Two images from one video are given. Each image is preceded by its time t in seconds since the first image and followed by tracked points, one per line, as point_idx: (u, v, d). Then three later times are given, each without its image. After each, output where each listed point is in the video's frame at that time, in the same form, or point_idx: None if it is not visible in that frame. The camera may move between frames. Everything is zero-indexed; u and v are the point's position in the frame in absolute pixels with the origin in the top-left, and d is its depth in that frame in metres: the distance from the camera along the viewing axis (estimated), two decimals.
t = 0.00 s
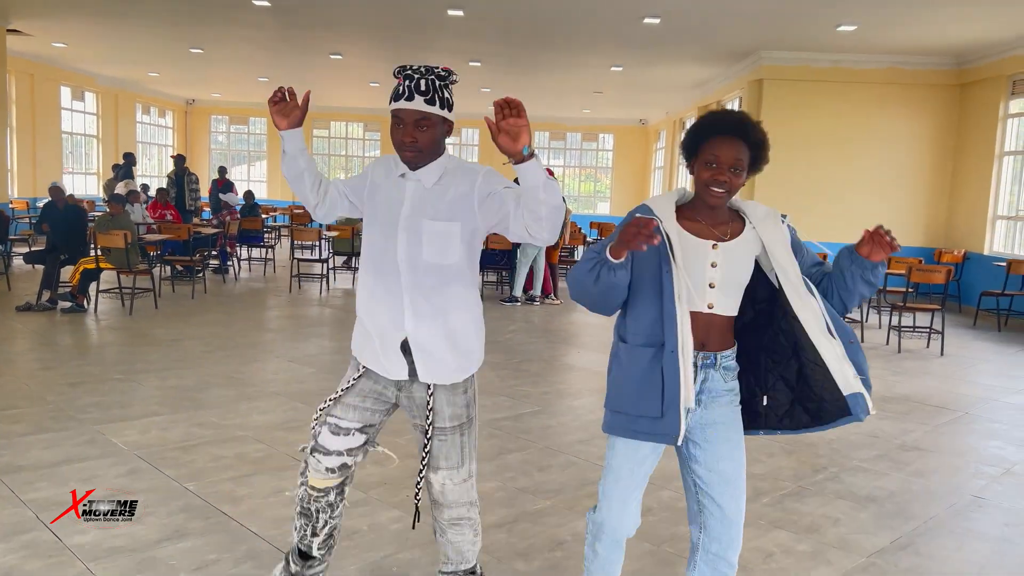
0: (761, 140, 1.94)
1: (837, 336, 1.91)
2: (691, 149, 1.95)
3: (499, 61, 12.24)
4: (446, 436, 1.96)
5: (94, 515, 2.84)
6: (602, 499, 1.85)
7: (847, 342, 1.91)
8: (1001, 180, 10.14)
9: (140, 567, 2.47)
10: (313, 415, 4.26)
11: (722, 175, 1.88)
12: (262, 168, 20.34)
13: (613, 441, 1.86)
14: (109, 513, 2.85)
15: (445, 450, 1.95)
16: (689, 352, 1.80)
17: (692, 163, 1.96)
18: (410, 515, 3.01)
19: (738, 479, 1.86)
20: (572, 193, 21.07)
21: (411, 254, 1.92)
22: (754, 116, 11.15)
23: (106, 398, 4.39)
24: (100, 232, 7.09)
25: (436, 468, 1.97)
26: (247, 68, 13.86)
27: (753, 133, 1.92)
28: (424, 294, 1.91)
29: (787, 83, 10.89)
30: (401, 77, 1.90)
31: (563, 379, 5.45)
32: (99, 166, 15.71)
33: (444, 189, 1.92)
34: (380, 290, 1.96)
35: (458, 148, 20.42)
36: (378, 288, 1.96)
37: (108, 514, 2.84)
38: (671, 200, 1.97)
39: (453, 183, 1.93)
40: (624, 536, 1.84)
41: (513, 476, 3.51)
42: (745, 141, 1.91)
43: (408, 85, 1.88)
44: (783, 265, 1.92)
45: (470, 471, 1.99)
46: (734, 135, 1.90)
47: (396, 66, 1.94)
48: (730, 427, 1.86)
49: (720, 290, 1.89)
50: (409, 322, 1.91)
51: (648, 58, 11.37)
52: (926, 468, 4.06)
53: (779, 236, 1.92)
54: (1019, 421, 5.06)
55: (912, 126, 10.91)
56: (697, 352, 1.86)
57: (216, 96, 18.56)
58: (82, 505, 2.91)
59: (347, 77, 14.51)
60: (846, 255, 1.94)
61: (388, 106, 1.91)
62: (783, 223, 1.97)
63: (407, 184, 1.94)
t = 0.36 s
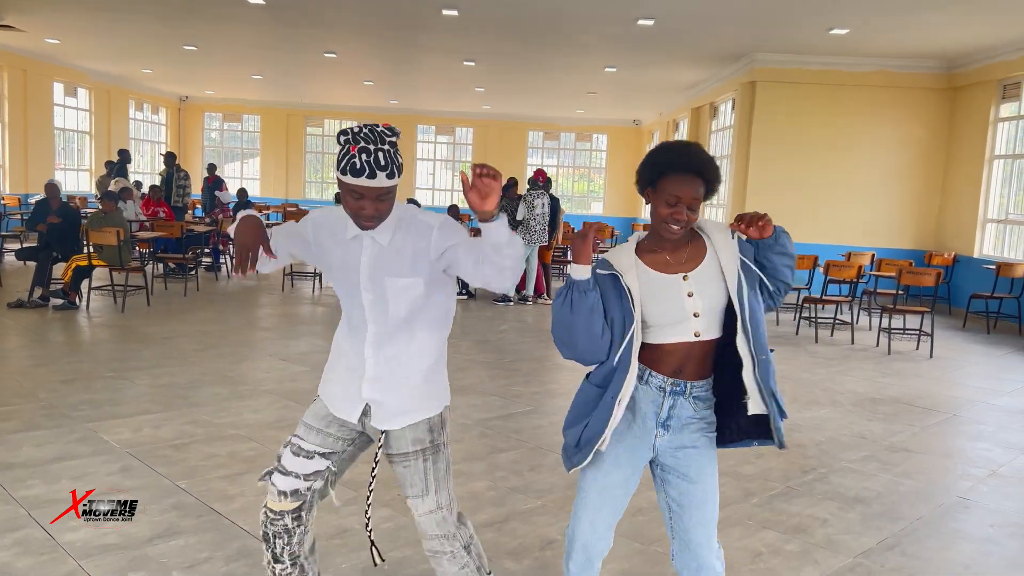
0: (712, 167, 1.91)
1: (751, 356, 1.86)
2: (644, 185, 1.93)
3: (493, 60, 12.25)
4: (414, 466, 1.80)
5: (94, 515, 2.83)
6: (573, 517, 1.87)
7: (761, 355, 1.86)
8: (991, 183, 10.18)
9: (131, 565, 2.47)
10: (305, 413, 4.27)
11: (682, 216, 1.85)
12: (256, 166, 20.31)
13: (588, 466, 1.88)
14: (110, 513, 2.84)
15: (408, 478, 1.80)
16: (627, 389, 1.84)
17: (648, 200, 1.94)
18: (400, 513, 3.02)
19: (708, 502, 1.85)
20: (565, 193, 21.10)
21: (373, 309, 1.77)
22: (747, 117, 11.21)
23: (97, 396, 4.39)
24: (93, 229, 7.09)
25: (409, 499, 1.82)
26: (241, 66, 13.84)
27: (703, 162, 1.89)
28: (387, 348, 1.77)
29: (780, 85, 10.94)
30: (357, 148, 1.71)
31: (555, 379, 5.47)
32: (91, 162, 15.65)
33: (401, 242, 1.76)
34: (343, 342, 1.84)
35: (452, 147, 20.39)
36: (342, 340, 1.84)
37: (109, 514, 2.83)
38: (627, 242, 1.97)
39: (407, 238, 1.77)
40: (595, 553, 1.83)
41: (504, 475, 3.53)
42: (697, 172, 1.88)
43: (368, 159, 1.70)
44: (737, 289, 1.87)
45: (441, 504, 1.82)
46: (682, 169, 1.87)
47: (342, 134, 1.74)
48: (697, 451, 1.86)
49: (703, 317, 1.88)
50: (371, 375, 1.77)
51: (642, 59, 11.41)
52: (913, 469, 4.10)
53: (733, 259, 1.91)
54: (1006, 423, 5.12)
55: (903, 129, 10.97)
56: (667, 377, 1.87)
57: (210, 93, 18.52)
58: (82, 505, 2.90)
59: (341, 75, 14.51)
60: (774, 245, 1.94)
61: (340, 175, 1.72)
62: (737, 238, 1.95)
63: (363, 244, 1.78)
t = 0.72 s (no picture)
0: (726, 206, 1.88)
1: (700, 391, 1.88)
2: (660, 212, 1.86)
3: (490, 61, 12.26)
4: (444, 478, 1.90)
5: (94, 515, 2.82)
6: (579, 538, 1.87)
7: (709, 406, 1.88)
8: (984, 187, 10.22)
9: (125, 563, 2.48)
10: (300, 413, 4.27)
11: (693, 256, 1.84)
12: (251, 164, 20.28)
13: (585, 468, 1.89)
14: (109, 512, 2.83)
15: (452, 489, 1.89)
16: (638, 387, 1.84)
17: (656, 224, 1.88)
18: (395, 514, 3.03)
19: (715, 491, 1.86)
20: (561, 194, 21.10)
21: (387, 365, 1.86)
22: (742, 120, 11.25)
23: (91, 394, 4.39)
24: (87, 227, 7.07)
25: (442, 511, 1.88)
26: (237, 64, 13.81)
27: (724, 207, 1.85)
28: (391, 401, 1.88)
29: (776, 88, 10.98)
30: (367, 215, 1.78)
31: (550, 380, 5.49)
32: (86, 159, 15.61)
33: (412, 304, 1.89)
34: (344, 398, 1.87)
35: (449, 146, 20.36)
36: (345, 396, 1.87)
37: (108, 514, 2.83)
38: (620, 244, 1.95)
39: (416, 299, 1.90)
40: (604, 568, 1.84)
41: (498, 476, 3.54)
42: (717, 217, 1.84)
43: (378, 227, 1.77)
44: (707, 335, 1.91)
45: (461, 514, 1.88)
46: (706, 212, 1.81)
47: (354, 202, 1.82)
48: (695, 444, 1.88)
49: (664, 340, 1.89)
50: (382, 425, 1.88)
51: (638, 60, 11.43)
52: (905, 472, 4.13)
53: (711, 303, 1.95)
54: (997, 426, 5.15)
55: (898, 133, 11.02)
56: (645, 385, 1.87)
57: (205, 91, 18.48)
58: (82, 505, 2.89)
59: (337, 75, 14.49)
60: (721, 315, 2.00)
61: (353, 242, 1.79)
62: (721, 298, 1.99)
63: (377, 308, 1.84)
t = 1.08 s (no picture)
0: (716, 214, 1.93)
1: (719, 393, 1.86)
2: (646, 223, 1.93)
3: (490, 62, 12.27)
4: (445, 483, 1.93)
5: (94, 515, 2.83)
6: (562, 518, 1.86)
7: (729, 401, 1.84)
8: (983, 189, 10.24)
9: (124, 563, 2.48)
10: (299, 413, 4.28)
11: (673, 257, 1.86)
12: (251, 164, 20.27)
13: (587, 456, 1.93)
14: (109, 513, 2.84)
15: (451, 494, 1.92)
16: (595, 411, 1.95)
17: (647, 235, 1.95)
18: (393, 514, 3.04)
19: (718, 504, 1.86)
20: (560, 195, 21.10)
21: (374, 361, 1.94)
22: (741, 122, 11.27)
23: (91, 394, 4.39)
24: (87, 226, 7.08)
25: (443, 515, 1.92)
26: (237, 64, 13.81)
27: (707, 209, 1.90)
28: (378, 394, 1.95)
29: (775, 89, 11.00)
30: (352, 191, 1.94)
31: (549, 381, 5.50)
32: (85, 159, 15.60)
33: (398, 297, 1.97)
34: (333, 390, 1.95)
35: (448, 147, 20.36)
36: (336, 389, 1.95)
37: (108, 514, 2.83)
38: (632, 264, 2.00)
39: (402, 292, 1.98)
40: (585, 551, 1.84)
41: (497, 476, 3.55)
42: (698, 218, 1.89)
43: (362, 200, 1.92)
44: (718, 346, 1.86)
45: (462, 519, 1.92)
46: (683, 211, 1.88)
47: (340, 183, 1.98)
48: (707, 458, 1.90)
49: (668, 352, 1.90)
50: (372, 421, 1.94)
51: (637, 62, 11.43)
52: (903, 474, 4.14)
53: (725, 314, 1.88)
54: (995, 428, 5.16)
55: (896, 135, 11.04)
56: (651, 399, 1.92)
57: (205, 91, 18.48)
58: (82, 505, 2.90)
59: (337, 75, 14.50)
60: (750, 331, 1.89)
61: (338, 220, 1.94)
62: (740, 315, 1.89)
63: (361, 296, 1.94)
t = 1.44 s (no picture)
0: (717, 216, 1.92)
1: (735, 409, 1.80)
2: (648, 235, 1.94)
3: (494, 62, 12.27)
4: (405, 512, 1.82)
5: (94, 515, 2.84)
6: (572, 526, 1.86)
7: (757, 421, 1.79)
8: (987, 187, 10.21)
9: (132, 563, 2.49)
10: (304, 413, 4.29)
11: (677, 262, 1.86)
12: (254, 165, 20.31)
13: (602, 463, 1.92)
14: (110, 513, 2.85)
15: (408, 524, 1.82)
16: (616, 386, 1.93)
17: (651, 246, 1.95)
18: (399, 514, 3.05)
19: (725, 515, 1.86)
20: (564, 193, 21.09)
21: (380, 341, 1.86)
22: (745, 120, 11.25)
23: (97, 395, 4.41)
24: (92, 227, 7.10)
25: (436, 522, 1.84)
26: (240, 65, 13.83)
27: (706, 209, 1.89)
28: (383, 379, 1.86)
29: (779, 88, 10.99)
30: (359, 165, 1.91)
31: (553, 380, 5.50)
32: (90, 160, 15.65)
33: (405, 274, 1.92)
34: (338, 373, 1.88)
35: (451, 147, 20.40)
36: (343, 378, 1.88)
37: (109, 514, 2.84)
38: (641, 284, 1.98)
39: (409, 269, 1.92)
40: (598, 559, 1.82)
41: (502, 476, 3.55)
42: (700, 220, 1.87)
43: (370, 172, 1.89)
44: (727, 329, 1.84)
45: (431, 540, 1.82)
46: (684, 215, 1.87)
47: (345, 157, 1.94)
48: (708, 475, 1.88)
49: (710, 365, 1.87)
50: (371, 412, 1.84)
51: (640, 61, 11.42)
52: (908, 472, 4.14)
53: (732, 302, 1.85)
54: (1000, 427, 5.15)
55: (901, 133, 11.01)
56: (675, 403, 1.91)
57: (209, 92, 18.52)
58: (82, 505, 2.91)
59: (340, 75, 14.52)
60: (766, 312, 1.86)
61: (344, 193, 1.90)
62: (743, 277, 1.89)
63: (368, 272, 1.89)
